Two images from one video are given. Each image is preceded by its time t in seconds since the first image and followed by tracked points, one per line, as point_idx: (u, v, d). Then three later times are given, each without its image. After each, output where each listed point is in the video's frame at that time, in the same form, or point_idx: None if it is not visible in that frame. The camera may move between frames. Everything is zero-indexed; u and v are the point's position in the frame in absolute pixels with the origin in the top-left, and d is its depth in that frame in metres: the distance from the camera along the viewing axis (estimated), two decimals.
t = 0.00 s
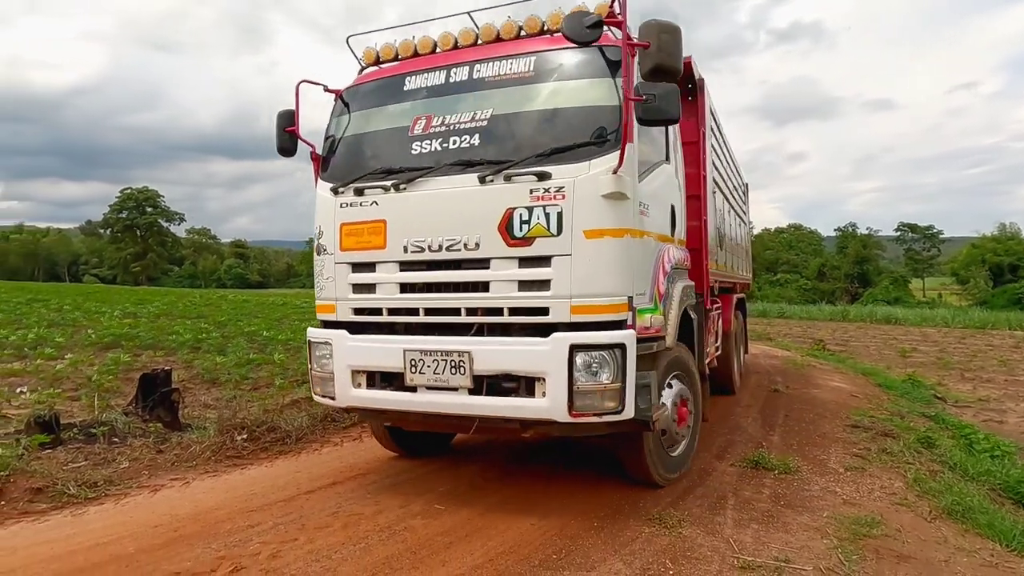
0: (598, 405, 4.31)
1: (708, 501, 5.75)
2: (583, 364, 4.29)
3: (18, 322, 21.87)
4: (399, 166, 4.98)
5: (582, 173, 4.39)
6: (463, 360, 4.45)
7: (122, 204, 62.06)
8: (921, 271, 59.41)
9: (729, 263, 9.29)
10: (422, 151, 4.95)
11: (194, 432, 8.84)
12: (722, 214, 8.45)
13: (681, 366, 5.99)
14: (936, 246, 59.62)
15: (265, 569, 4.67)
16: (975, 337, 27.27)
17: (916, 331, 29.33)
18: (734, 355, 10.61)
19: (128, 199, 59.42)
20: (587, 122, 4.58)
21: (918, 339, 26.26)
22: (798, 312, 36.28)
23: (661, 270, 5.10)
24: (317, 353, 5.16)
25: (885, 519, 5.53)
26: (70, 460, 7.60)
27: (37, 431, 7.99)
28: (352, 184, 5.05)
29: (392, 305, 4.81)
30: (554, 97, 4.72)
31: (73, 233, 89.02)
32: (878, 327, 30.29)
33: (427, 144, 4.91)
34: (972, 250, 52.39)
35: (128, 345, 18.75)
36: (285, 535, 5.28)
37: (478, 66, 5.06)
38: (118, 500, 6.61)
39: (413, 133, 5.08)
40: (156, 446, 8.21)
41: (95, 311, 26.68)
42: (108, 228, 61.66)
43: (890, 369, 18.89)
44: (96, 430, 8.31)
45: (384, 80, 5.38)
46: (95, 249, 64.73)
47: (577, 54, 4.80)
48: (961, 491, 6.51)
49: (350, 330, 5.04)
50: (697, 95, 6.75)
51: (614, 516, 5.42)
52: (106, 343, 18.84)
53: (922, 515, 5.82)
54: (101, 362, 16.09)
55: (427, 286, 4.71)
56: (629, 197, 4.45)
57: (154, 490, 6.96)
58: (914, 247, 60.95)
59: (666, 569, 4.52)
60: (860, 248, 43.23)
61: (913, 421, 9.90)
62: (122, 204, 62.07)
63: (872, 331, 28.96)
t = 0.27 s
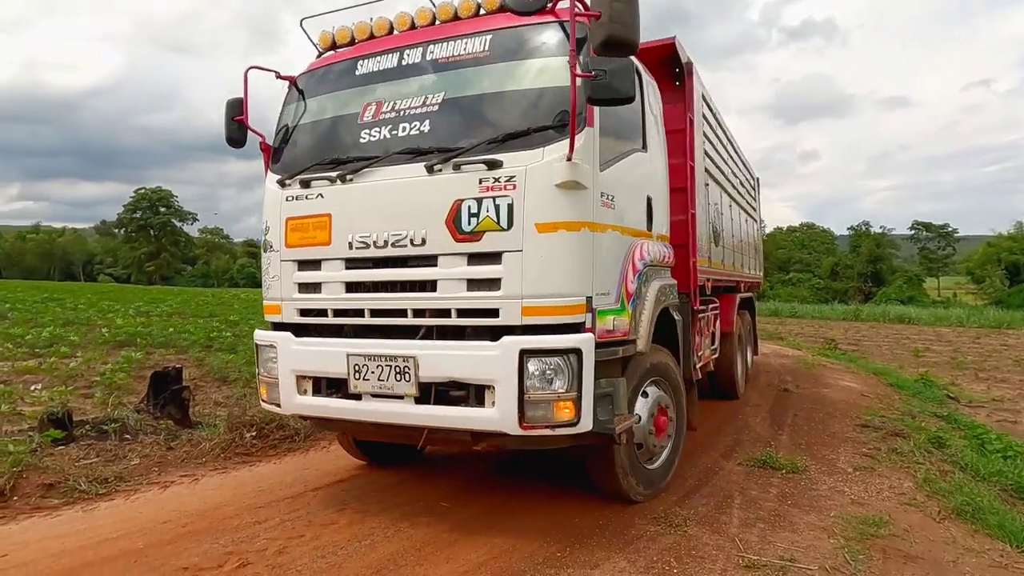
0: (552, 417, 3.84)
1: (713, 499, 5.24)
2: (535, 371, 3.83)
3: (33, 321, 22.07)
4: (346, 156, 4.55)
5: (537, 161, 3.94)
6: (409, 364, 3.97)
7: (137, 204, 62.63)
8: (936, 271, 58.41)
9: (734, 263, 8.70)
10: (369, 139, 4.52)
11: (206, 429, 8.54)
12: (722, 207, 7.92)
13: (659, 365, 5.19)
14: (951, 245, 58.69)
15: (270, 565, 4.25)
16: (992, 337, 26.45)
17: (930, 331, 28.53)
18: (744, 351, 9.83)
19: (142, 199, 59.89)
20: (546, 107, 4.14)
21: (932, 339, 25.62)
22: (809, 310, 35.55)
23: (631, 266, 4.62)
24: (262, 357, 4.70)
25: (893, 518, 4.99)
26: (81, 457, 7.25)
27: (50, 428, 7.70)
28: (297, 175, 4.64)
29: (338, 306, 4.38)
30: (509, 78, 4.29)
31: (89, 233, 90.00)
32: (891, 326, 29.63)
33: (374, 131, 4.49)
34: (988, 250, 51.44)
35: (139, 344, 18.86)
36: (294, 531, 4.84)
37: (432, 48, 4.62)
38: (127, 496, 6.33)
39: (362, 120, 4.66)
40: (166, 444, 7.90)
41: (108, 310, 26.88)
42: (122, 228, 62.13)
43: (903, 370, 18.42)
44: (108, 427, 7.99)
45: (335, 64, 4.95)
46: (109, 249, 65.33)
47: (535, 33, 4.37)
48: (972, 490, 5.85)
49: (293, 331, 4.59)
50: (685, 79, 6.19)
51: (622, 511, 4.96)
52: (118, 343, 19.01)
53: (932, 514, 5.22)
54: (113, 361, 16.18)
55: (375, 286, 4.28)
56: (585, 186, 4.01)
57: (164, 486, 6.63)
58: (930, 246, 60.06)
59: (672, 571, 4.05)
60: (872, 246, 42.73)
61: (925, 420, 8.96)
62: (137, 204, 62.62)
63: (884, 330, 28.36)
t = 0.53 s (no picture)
0: (497, 432, 3.46)
1: (725, 499, 5.20)
2: (481, 380, 3.46)
3: (50, 319, 22.34)
4: (292, 145, 4.23)
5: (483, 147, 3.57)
6: (347, 372, 3.66)
7: (152, 203, 63.26)
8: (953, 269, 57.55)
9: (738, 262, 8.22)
10: (314, 128, 4.19)
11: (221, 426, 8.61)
12: (721, 200, 7.46)
13: (636, 370, 4.76)
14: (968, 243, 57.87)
15: (283, 563, 4.26)
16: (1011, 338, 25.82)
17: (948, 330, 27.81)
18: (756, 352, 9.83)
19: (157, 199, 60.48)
20: (497, 89, 3.76)
21: (948, 339, 25.17)
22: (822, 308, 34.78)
23: (597, 265, 4.20)
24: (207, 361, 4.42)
25: (909, 520, 4.94)
26: (99, 454, 7.33)
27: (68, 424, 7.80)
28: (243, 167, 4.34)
29: (278, 308, 4.06)
30: (458, 56, 3.93)
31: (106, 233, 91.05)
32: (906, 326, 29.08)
33: (319, 119, 4.15)
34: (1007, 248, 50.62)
35: (155, 342, 19.05)
36: (307, 529, 4.86)
37: (381, 26, 4.22)
38: (143, 493, 6.40)
39: (308, 107, 4.31)
40: (182, 441, 7.96)
41: (124, 309, 27.19)
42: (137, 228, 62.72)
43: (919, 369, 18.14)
44: (124, 424, 8.08)
45: (285, 47, 4.59)
46: (125, 248, 66.01)
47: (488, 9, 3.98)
48: (991, 491, 5.78)
49: (236, 336, 4.30)
50: (674, 62, 5.85)
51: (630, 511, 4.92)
52: (134, 340, 19.22)
53: (947, 516, 5.16)
54: (130, 358, 16.36)
55: (316, 285, 3.95)
56: (537, 175, 3.61)
57: (180, 483, 6.70)
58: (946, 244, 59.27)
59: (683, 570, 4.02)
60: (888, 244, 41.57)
61: (942, 421, 8.88)
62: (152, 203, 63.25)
63: (901, 330, 27.89)
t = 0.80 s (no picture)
0: (437, 450, 2.98)
1: (743, 499, 5.17)
2: (418, 392, 2.98)
3: (74, 316, 22.68)
4: (229, 133, 3.80)
5: (421, 126, 3.09)
6: (276, 378, 3.23)
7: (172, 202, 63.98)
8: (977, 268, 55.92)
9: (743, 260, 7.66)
10: (253, 115, 3.76)
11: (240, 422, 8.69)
12: (723, 193, 6.91)
13: (611, 377, 4.27)
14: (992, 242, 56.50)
15: (303, 558, 4.27)
16: None
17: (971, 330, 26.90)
18: (768, 354, 9.43)
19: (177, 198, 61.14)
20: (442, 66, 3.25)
21: (970, 339, 24.39)
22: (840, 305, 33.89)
23: (558, 262, 3.71)
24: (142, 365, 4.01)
25: (930, 521, 4.88)
26: (121, 448, 7.43)
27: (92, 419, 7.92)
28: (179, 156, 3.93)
29: (212, 309, 3.62)
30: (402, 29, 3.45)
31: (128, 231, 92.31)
32: (926, 326, 28.01)
33: (256, 103, 3.73)
34: None
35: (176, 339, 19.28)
36: (323, 523, 4.86)
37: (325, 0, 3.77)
38: (164, 488, 6.46)
39: (248, 91, 3.91)
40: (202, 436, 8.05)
41: (144, 306, 27.53)
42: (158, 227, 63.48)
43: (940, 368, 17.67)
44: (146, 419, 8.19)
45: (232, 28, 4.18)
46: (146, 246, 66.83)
47: None
48: (1014, 493, 5.70)
49: (172, 338, 3.88)
50: (662, 42, 5.31)
51: (646, 511, 4.87)
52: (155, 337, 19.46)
53: (970, 517, 5.10)
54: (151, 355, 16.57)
55: (248, 282, 3.50)
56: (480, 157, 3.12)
57: (199, 478, 6.77)
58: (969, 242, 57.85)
59: (701, 570, 3.97)
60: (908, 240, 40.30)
61: (964, 422, 8.75)
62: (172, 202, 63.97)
63: (920, 331, 26.67)
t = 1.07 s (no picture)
0: (349, 473, 2.68)
1: (764, 499, 5.08)
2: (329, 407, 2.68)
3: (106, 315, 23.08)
4: (158, 117, 3.62)
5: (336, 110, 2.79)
6: (189, 389, 3.01)
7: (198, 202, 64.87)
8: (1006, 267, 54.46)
9: (752, 257, 7.12)
10: (181, 96, 3.59)
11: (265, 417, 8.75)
12: (725, 185, 6.44)
13: (573, 388, 3.82)
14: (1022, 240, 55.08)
15: (328, 545, 4.26)
16: None
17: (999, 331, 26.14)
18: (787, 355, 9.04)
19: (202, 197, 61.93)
20: (362, 41, 3.00)
21: (999, 339, 23.82)
22: (866, 305, 33.08)
23: (507, 260, 3.32)
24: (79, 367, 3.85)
25: (957, 524, 4.78)
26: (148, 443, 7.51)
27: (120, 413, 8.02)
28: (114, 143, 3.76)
29: (138, 310, 3.44)
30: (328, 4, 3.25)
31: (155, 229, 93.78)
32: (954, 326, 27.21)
33: (184, 85, 3.57)
34: None
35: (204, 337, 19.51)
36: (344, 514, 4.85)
37: None
38: (188, 482, 6.52)
39: (181, 72, 3.73)
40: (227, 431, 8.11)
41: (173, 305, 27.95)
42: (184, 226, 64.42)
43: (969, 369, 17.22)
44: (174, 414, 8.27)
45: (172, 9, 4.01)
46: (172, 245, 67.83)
47: None
48: None
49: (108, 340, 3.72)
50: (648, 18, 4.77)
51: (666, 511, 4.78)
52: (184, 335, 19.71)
53: (998, 520, 4.98)
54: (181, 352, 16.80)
55: (173, 283, 3.29)
56: (400, 142, 2.77)
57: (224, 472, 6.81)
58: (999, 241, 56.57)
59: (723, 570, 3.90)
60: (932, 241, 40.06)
61: (993, 423, 8.55)
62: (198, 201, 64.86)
63: (947, 331, 25.91)
